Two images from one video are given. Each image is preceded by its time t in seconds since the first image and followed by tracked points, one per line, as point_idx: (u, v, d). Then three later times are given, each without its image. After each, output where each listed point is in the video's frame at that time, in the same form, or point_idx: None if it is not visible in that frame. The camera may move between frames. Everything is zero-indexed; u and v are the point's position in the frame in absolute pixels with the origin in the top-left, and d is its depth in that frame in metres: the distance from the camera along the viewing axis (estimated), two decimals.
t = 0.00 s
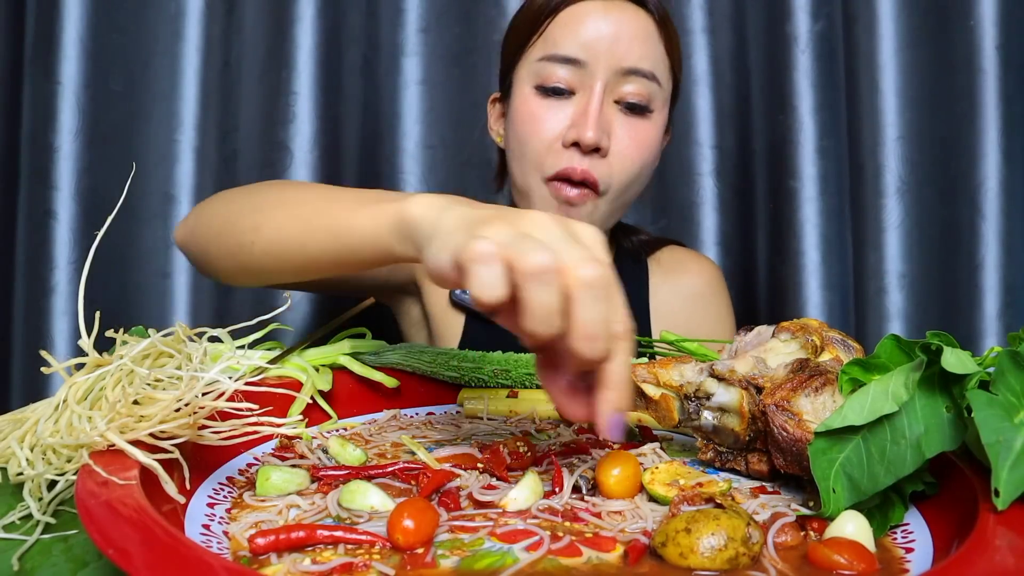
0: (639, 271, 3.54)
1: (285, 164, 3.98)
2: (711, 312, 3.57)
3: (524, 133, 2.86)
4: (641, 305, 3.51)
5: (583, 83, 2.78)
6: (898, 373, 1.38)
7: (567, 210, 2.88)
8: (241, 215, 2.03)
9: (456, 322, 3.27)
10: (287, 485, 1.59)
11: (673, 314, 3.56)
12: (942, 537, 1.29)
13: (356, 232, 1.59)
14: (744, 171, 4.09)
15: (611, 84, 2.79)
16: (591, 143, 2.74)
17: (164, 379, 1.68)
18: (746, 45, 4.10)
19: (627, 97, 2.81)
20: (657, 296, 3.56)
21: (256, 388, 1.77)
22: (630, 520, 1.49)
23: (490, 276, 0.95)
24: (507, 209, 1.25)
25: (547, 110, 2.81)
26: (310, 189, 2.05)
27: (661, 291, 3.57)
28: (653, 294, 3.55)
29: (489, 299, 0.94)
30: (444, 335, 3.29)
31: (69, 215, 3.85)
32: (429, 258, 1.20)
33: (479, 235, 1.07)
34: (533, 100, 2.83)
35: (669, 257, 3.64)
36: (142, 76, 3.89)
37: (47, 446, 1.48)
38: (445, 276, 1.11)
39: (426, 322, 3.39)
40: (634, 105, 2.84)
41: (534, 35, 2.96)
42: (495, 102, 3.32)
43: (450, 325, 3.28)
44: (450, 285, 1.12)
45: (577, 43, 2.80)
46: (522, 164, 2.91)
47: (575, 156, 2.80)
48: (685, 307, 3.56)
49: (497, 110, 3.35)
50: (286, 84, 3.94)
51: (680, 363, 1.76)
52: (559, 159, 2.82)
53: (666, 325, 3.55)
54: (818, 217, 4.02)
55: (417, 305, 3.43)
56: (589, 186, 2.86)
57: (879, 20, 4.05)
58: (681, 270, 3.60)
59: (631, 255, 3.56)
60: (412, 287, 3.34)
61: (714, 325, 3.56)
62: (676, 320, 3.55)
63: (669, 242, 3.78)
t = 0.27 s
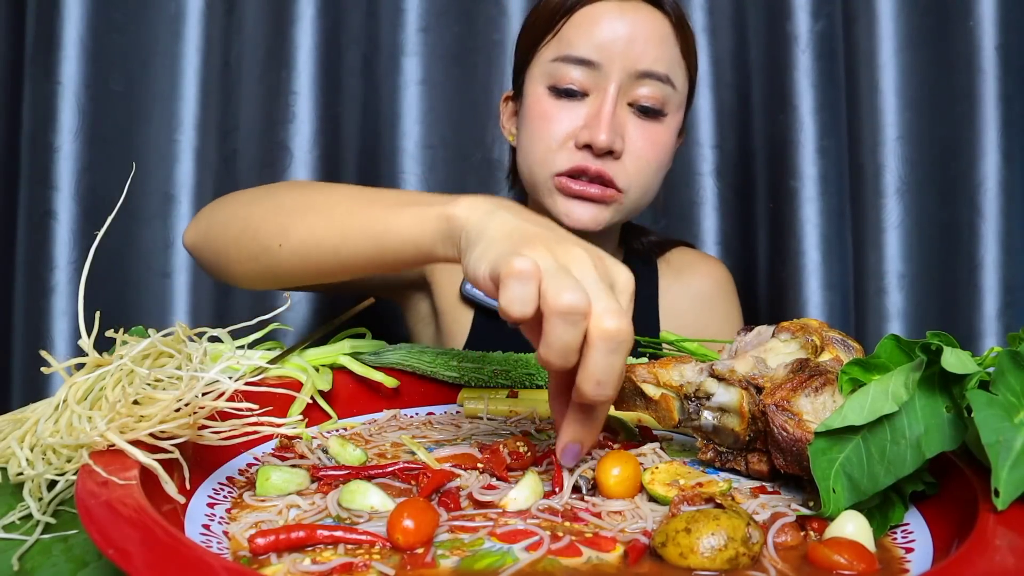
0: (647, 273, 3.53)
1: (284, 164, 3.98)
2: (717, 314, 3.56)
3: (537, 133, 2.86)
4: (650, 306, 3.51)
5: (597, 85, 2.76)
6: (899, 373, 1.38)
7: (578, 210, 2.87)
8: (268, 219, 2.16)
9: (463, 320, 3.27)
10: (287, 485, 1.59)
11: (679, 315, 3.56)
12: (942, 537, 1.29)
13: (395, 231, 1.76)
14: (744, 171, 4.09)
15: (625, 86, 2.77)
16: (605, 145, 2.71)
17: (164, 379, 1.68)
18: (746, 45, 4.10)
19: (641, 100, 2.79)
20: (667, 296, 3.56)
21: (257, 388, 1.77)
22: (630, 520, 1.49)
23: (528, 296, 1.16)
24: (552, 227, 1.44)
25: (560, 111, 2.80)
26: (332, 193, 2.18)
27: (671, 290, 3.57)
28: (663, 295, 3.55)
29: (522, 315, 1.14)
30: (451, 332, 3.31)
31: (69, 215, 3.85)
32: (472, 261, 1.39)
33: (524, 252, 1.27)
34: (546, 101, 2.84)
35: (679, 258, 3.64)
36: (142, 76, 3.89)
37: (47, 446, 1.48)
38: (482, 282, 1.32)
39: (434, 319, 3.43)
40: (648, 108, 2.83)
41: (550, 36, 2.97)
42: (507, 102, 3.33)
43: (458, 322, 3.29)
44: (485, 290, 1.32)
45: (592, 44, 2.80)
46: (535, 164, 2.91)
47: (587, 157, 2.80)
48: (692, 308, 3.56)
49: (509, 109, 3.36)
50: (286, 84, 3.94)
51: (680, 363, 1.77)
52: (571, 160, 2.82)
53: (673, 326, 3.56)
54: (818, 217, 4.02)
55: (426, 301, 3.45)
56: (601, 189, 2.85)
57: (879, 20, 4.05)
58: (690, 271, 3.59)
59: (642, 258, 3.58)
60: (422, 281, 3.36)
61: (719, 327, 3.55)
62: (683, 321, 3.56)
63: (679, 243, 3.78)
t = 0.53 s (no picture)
0: (643, 274, 3.55)
1: (285, 164, 3.98)
2: (716, 313, 3.56)
3: (535, 137, 2.85)
4: (647, 307, 3.52)
5: (597, 88, 2.77)
6: (898, 373, 1.37)
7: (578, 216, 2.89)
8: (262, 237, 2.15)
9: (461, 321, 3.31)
10: (287, 485, 1.59)
11: (678, 314, 3.57)
12: (942, 537, 1.29)
13: (396, 262, 1.82)
14: (744, 171, 4.09)
15: (625, 89, 2.78)
16: (604, 148, 2.72)
17: (164, 379, 1.68)
18: (746, 45, 4.11)
19: (640, 103, 2.80)
20: (664, 296, 3.56)
21: (257, 388, 1.76)
22: (630, 520, 1.48)
23: (531, 322, 1.22)
24: (547, 260, 1.50)
25: (559, 113, 2.80)
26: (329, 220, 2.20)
27: (669, 290, 3.57)
28: (660, 295, 3.56)
29: (524, 340, 1.20)
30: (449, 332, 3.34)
31: (69, 215, 3.85)
32: (471, 294, 1.45)
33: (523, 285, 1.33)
34: (546, 102, 2.84)
35: (676, 257, 3.63)
36: (142, 76, 3.89)
37: (47, 446, 1.48)
38: (483, 313, 1.37)
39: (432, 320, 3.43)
40: (647, 111, 2.84)
41: (549, 37, 2.96)
42: (506, 101, 3.32)
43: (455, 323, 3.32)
44: (486, 323, 1.37)
45: (592, 46, 2.79)
46: (534, 166, 2.91)
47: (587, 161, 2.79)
48: (691, 308, 3.56)
49: (507, 109, 3.35)
50: (286, 84, 3.94)
51: (680, 363, 1.77)
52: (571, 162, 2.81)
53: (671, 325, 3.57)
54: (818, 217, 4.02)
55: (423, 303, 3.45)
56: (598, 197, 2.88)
57: (879, 20, 4.05)
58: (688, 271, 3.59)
59: (638, 256, 3.59)
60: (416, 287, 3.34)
61: (718, 326, 3.55)
62: (681, 320, 3.56)
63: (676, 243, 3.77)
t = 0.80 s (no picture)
0: (643, 274, 3.55)
1: (285, 164, 3.98)
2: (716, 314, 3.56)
3: (542, 140, 2.87)
4: (646, 307, 3.51)
5: (603, 92, 2.77)
6: (898, 373, 1.37)
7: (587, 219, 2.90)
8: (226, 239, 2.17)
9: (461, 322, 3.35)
10: (287, 485, 1.59)
11: (677, 314, 3.57)
12: (942, 537, 1.29)
13: (313, 261, 1.68)
14: (744, 171, 4.09)
15: (631, 94, 2.77)
16: (611, 154, 2.73)
17: (164, 379, 1.68)
18: (745, 45, 4.11)
19: (646, 107, 2.80)
20: (664, 295, 3.56)
21: (257, 388, 1.76)
22: (630, 520, 1.48)
23: (429, 299, 1.15)
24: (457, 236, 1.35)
25: (565, 117, 2.81)
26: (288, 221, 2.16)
27: (668, 290, 3.57)
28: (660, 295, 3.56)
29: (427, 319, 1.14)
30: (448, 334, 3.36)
31: (69, 214, 3.85)
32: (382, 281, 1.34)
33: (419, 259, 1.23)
34: (552, 106, 2.84)
35: (676, 257, 3.63)
36: (142, 76, 3.89)
37: (47, 446, 1.48)
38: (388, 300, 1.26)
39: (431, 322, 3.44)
40: (653, 116, 2.84)
41: (555, 39, 2.95)
42: (508, 101, 3.32)
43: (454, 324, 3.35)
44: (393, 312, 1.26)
45: (598, 50, 2.79)
46: (541, 169, 2.92)
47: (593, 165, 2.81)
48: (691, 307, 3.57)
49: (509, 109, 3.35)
50: (286, 84, 3.94)
51: (680, 363, 1.77)
52: (577, 166, 2.83)
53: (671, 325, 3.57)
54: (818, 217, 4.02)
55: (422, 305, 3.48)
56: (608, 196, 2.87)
57: (880, 20, 4.04)
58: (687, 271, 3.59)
59: (639, 255, 3.61)
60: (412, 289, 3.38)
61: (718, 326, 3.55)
62: (681, 320, 3.57)
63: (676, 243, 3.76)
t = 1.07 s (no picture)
0: (643, 275, 3.54)
1: (284, 164, 3.98)
2: (716, 316, 3.57)
3: (540, 142, 2.87)
4: (645, 306, 3.51)
5: (601, 93, 2.77)
6: (898, 373, 1.37)
7: (579, 222, 2.92)
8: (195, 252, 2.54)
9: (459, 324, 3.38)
10: (287, 485, 1.59)
11: (677, 314, 3.56)
12: (942, 537, 1.29)
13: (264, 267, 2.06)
14: (744, 171, 4.09)
15: (629, 95, 2.77)
16: (607, 156, 2.72)
17: (164, 379, 1.68)
18: (745, 46, 4.11)
19: (644, 109, 2.80)
20: (664, 295, 3.56)
21: (257, 388, 1.76)
22: (630, 520, 1.48)
23: (296, 310, 1.38)
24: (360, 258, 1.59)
25: (563, 119, 2.81)
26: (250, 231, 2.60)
27: (669, 291, 3.57)
28: (660, 295, 3.55)
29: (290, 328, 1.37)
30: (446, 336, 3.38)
31: (69, 214, 3.85)
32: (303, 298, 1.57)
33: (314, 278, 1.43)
34: (549, 108, 2.84)
35: (677, 258, 3.64)
36: (143, 76, 3.89)
37: (47, 446, 1.48)
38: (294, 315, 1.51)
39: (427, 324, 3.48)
40: (651, 117, 2.83)
41: (554, 40, 2.95)
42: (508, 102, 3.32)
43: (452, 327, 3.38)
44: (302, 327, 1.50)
45: (596, 51, 2.79)
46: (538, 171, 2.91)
47: (589, 167, 2.80)
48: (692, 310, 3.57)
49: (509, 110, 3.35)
50: (286, 84, 3.94)
51: (680, 363, 1.77)
52: (573, 168, 2.82)
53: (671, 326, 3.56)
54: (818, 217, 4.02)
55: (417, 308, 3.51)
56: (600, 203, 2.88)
57: (880, 20, 4.04)
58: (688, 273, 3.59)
59: (639, 257, 3.59)
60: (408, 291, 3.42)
61: (718, 328, 3.57)
62: (680, 321, 3.56)
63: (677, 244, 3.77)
